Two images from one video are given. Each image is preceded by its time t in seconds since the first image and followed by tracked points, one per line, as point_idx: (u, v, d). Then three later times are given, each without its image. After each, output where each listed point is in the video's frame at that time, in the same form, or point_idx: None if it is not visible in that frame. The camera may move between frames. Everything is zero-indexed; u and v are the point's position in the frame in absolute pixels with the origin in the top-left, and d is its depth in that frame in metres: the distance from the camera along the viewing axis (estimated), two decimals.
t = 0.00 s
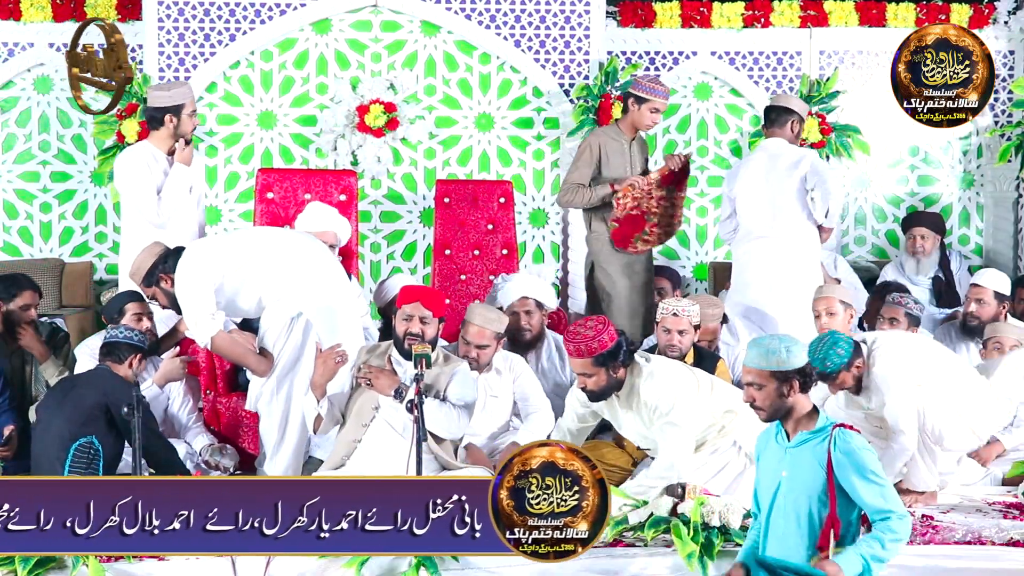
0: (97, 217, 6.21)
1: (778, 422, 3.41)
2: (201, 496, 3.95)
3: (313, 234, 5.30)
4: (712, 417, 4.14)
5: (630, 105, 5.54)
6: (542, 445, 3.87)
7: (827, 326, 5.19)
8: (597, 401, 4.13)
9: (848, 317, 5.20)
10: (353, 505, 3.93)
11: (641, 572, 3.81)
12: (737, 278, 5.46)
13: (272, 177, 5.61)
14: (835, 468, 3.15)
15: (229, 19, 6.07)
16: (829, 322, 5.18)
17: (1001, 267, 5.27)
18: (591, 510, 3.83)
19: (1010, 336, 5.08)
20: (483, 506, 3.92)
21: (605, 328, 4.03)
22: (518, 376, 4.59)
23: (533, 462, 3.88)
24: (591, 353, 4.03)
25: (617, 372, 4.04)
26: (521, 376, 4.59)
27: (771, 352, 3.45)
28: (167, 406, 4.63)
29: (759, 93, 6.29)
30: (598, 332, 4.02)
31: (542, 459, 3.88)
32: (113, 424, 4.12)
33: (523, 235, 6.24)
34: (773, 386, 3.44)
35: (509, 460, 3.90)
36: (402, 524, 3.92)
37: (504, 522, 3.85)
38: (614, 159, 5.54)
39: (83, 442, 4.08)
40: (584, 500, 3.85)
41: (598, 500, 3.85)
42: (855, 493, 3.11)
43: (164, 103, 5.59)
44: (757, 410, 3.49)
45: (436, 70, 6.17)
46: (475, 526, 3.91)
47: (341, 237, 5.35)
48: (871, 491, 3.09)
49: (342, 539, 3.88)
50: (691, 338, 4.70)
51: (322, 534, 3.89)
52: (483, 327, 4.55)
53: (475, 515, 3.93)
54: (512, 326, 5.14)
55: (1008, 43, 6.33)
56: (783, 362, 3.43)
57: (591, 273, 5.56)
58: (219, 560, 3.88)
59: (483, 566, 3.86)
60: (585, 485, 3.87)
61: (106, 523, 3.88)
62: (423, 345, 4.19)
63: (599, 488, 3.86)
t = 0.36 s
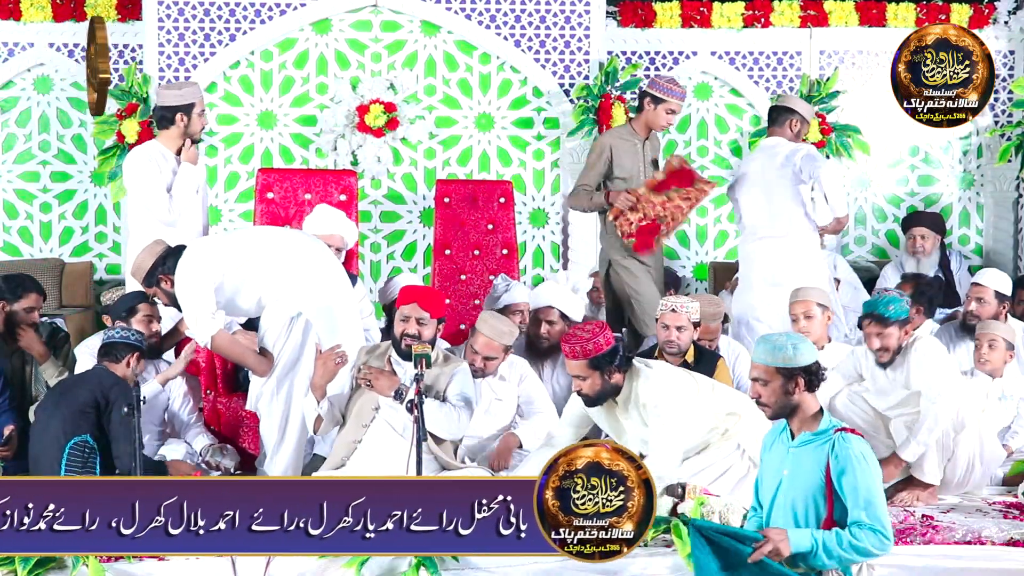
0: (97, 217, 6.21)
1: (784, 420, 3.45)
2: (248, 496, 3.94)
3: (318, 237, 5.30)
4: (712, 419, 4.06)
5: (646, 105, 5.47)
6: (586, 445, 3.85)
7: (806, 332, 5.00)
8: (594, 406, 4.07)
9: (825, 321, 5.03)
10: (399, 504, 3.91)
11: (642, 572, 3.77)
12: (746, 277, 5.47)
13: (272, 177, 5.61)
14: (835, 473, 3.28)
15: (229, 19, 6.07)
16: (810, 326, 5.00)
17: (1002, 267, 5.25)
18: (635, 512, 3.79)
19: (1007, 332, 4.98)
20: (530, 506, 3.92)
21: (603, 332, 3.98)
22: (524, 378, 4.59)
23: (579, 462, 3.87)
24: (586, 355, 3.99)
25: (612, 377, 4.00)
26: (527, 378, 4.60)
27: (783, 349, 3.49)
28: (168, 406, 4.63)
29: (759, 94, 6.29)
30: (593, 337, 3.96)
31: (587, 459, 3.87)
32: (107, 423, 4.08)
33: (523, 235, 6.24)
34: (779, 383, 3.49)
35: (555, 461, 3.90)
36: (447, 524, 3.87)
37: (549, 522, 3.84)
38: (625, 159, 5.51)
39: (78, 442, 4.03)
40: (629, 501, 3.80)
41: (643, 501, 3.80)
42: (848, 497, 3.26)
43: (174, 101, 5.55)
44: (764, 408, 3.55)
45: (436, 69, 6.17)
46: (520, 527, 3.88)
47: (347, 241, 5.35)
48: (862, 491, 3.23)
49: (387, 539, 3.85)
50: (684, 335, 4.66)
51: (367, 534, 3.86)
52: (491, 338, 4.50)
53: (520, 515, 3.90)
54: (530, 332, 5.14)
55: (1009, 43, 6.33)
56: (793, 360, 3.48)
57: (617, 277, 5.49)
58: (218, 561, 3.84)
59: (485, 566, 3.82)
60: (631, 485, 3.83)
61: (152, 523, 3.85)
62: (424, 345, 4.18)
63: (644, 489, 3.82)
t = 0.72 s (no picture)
0: (97, 217, 6.21)
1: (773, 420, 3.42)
2: (293, 496, 3.93)
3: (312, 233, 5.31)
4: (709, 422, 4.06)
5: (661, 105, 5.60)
6: (632, 445, 3.74)
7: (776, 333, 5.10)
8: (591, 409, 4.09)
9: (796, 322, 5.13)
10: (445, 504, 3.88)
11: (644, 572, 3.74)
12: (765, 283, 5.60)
13: (272, 177, 5.60)
14: (813, 471, 3.21)
15: (229, 19, 6.06)
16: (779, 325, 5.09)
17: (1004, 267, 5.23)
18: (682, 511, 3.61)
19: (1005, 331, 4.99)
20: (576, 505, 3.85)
21: (600, 336, 4.08)
22: (528, 383, 4.46)
23: (624, 462, 3.75)
24: (583, 357, 4.06)
25: (607, 381, 4.05)
26: (530, 384, 4.47)
27: (773, 348, 3.46)
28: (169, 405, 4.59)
29: (759, 94, 6.29)
30: (590, 339, 4.06)
31: (632, 459, 3.75)
32: (102, 423, 3.96)
33: (523, 235, 6.24)
34: (769, 383, 3.48)
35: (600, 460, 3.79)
36: (492, 525, 3.87)
37: (594, 522, 3.74)
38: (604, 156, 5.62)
39: (78, 442, 3.92)
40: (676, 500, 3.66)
41: (688, 501, 3.64)
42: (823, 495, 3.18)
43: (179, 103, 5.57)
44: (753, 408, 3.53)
45: (436, 69, 6.17)
46: (565, 526, 3.84)
47: (339, 235, 5.38)
48: (831, 496, 3.16)
49: (433, 539, 3.83)
50: (676, 336, 4.63)
51: (412, 534, 3.83)
52: (496, 351, 4.43)
53: (565, 515, 3.85)
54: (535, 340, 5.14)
55: (1009, 43, 6.33)
56: (783, 360, 3.46)
57: (626, 278, 5.73)
58: (220, 561, 3.86)
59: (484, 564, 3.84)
60: (676, 485, 3.70)
61: (197, 523, 3.85)
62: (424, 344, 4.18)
63: (689, 489, 3.67)
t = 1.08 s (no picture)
0: (97, 217, 6.21)
1: (732, 418, 3.63)
2: (337, 497, 3.87)
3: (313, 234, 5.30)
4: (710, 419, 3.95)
5: (663, 104, 5.58)
6: (676, 445, 3.62)
7: (788, 334, 4.80)
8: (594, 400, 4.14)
9: (810, 323, 4.81)
10: (489, 505, 3.86)
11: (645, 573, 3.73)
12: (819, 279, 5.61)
13: (272, 177, 5.61)
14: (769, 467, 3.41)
15: (229, 19, 6.06)
16: (793, 327, 4.78)
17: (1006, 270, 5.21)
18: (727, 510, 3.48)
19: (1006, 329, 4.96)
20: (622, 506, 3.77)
21: (593, 325, 4.13)
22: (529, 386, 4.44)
23: (669, 462, 3.65)
24: (579, 348, 4.12)
25: (604, 371, 4.10)
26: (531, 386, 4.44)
27: (736, 345, 3.68)
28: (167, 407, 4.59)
29: (759, 94, 6.30)
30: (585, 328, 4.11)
31: (677, 459, 3.63)
32: (103, 423, 3.99)
33: (523, 235, 6.25)
34: (733, 378, 3.67)
35: (646, 460, 3.70)
36: (537, 525, 3.80)
37: (640, 522, 3.65)
38: (629, 191, 5.59)
39: (77, 442, 3.92)
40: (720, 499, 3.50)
41: (734, 501, 3.47)
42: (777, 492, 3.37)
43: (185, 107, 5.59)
44: (712, 404, 3.71)
45: (436, 69, 6.17)
46: (610, 527, 3.73)
47: (340, 237, 5.36)
48: (787, 492, 3.35)
49: (479, 539, 3.78)
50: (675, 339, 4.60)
51: (458, 534, 3.78)
52: (493, 352, 4.41)
53: (610, 515, 3.76)
54: (530, 333, 5.07)
55: (1009, 43, 6.33)
56: (748, 357, 3.67)
57: (640, 277, 5.67)
58: (219, 561, 3.76)
59: (487, 565, 3.75)
60: (722, 485, 3.51)
61: (242, 524, 3.78)
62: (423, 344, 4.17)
63: (734, 488, 3.48)
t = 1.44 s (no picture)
0: (97, 217, 6.21)
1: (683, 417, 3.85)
2: (384, 495, 3.84)
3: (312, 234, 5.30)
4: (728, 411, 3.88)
5: (677, 105, 5.46)
6: (723, 445, 3.68)
7: (816, 337, 4.74)
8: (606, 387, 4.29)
9: (840, 326, 4.74)
10: (535, 505, 3.83)
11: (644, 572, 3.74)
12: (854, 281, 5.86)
13: (272, 177, 5.61)
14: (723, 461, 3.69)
15: (229, 19, 6.05)
16: (823, 329, 4.72)
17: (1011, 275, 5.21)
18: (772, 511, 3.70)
19: (1011, 330, 4.89)
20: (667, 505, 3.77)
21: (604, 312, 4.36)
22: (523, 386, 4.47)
23: (714, 463, 3.69)
24: (591, 332, 4.36)
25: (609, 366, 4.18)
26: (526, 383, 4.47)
27: (684, 345, 3.85)
28: (166, 406, 4.60)
29: (759, 94, 6.30)
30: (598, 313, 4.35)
31: (722, 460, 3.69)
32: (108, 426, 3.99)
33: (523, 235, 6.26)
34: (685, 376, 3.83)
35: (690, 460, 3.73)
36: (583, 525, 3.78)
37: (685, 522, 3.67)
38: (649, 198, 5.44)
39: (78, 442, 3.92)
40: (765, 499, 3.71)
41: (779, 501, 3.71)
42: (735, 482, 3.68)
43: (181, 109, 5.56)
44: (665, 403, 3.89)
45: (436, 69, 6.17)
46: (656, 527, 3.74)
47: (340, 237, 5.36)
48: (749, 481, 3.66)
49: (524, 539, 3.76)
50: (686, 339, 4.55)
51: (503, 535, 3.77)
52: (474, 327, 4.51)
53: (657, 515, 3.76)
54: (529, 326, 5.00)
55: (1009, 43, 6.33)
56: (699, 354, 3.83)
57: (647, 277, 5.57)
58: (219, 560, 3.74)
59: (488, 566, 3.74)
60: (767, 485, 3.71)
61: (288, 524, 3.78)
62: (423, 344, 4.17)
63: (779, 489, 3.71)
